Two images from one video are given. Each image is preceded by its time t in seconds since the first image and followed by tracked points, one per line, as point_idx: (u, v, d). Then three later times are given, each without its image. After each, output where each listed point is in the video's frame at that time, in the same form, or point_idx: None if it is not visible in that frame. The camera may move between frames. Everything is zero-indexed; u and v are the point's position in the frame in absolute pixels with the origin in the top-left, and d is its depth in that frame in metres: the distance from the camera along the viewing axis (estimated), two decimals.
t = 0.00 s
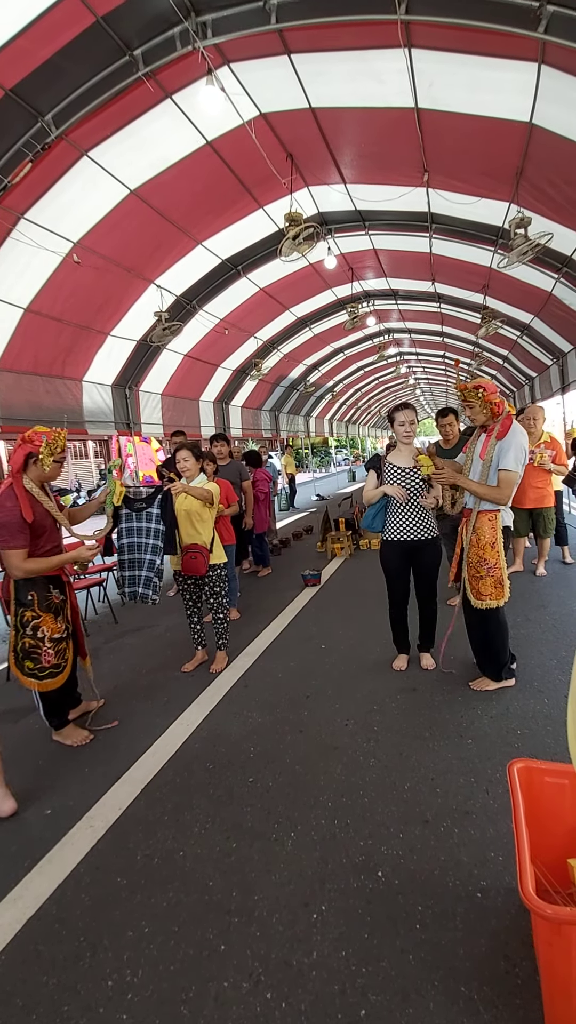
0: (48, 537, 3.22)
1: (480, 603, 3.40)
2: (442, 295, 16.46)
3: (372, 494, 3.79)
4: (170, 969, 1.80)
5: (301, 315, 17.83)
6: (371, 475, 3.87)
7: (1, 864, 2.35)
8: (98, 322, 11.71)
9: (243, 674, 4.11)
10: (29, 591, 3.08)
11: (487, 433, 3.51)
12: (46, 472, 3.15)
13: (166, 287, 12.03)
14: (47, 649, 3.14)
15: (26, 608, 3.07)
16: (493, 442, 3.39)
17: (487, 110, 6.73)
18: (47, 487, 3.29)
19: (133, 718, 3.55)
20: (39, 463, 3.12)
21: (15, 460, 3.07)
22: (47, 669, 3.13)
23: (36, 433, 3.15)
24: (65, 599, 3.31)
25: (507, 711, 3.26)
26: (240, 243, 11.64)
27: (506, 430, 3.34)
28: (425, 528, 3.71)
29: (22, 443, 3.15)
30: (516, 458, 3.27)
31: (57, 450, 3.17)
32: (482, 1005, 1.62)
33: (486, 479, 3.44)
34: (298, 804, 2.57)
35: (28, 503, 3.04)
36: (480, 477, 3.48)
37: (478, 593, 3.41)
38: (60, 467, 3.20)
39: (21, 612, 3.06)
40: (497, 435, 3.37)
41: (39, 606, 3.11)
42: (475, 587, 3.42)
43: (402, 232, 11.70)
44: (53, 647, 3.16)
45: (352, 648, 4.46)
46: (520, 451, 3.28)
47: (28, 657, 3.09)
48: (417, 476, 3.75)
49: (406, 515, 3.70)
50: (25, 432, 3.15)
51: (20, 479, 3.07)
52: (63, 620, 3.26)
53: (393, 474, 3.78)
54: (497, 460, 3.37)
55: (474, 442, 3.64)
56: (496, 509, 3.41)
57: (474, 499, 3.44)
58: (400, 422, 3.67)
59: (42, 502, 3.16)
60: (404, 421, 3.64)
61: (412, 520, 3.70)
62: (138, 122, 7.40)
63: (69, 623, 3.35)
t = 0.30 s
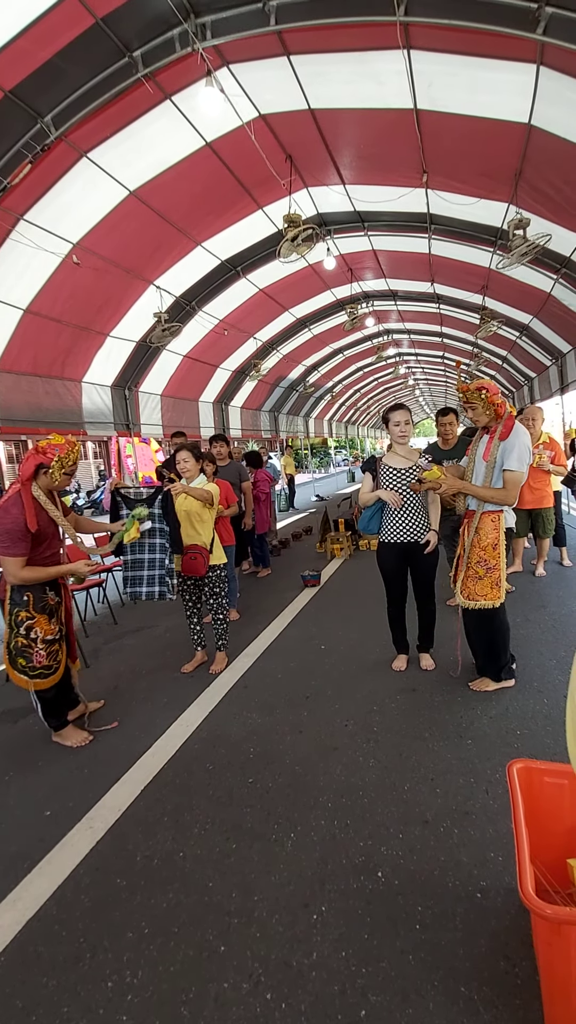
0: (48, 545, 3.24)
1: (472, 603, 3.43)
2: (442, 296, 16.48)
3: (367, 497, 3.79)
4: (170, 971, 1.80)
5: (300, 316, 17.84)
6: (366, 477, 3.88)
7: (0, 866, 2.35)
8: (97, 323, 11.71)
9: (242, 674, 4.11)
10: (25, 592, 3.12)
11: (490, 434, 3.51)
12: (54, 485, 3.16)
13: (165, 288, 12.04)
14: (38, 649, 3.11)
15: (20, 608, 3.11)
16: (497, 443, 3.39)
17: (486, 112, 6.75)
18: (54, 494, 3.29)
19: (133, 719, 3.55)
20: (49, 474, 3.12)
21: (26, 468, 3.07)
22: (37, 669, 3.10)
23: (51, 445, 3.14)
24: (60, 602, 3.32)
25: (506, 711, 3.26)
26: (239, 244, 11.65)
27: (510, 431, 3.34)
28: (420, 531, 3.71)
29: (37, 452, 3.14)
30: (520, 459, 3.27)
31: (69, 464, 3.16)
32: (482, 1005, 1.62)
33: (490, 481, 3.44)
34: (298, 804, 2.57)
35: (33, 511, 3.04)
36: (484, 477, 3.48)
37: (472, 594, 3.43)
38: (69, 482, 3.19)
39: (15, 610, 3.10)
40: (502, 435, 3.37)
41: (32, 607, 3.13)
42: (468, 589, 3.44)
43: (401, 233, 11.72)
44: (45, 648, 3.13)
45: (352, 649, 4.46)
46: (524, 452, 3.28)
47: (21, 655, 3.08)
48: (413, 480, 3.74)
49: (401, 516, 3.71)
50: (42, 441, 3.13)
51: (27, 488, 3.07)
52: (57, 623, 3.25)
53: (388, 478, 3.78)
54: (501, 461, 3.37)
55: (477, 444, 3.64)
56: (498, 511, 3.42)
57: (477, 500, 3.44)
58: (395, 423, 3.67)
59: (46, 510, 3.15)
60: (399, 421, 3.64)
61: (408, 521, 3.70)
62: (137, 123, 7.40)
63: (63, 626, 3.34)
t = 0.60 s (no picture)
0: (50, 545, 3.23)
1: (479, 603, 3.41)
2: (442, 297, 16.50)
3: (366, 496, 3.80)
4: (169, 971, 1.80)
5: (300, 316, 17.85)
6: (366, 477, 3.88)
7: None
8: (97, 324, 11.72)
9: (242, 674, 4.11)
10: (25, 593, 3.10)
11: (489, 436, 3.52)
12: (59, 485, 3.18)
13: (165, 289, 12.05)
14: (37, 650, 3.11)
15: (20, 608, 3.09)
16: (496, 444, 3.40)
17: (485, 113, 6.75)
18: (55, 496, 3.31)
19: (133, 720, 3.55)
20: (56, 475, 3.14)
21: (33, 468, 3.08)
22: (37, 670, 3.10)
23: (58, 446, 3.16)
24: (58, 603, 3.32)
25: (506, 711, 3.27)
26: (239, 245, 11.66)
27: (509, 431, 3.35)
28: (419, 532, 3.71)
29: (43, 452, 3.15)
30: (520, 459, 3.26)
31: (74, 465, 3.18)
32: (481, 1005, 1.62)
33: (491, 482, 3.45)
34: (298, 805, 2.57)
35: (40, 510, 3.05)
36: (484, 480, 3.48)
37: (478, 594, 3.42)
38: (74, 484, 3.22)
39: (16, 611, 3.09)
40: (500, 436, 3.38)
41: (32, 608, 3.12)
42: (474, 589, 3.43)
43: (400, 234, 11.73)
44: (44, 650, 3.13)
45: (351, 650, 4.47)
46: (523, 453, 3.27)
47: (21, 656, 3.09)
48: (411, 481, 3.75)
49: (399, 516, 3.71)
50: (49, 442, 3.15)
51: (33, 488, 3.08)
52: (55, 625, 3.24)
53: (387, 479, 3.78)
54: (501, 462, 3.38)
55: (477, 446, 3.65)
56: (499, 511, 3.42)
57: (477, 502, 3.44)
58: (394, 426, 3.67)
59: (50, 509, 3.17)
60: (398, 422, 3.64)
61: (405, 521, 3.71)
62: (137, 124, 7.41)
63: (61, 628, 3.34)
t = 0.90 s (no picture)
0: (57, 543, 3.25)
1: (476, 603, 3.41)
2: (442, 298, 16.51)
3: (366, 497, 3.81)
4: (168, 973, 1.79)
5: (300, 318, 17.86)
6: (366, 478, 3.89)
7: None
8: (97, 325, 11.73)
9: (242, 675, 4.11)
10: (39, 594, 3.09)
11: (486, 437, 3.52)
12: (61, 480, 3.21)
13: (165, 291, 12.05)
14: (57, 650, 3.12)
15: (37, 611, 3.08)
16: (492, 445, 3.40)
17: (486, 114, 6.75)
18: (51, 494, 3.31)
19: (133, 721, 3.55)
20: (58, 470, 3.17)
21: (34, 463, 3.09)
22: (58, 671, 3.10)
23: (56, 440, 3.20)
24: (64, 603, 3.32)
25: (506, 712, 3.27)
26: (239, 246, 11.67)
27: (504, 432, 3.35)
28: (419, 534, 3.71)
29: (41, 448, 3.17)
30: (515, 459, 3.26)
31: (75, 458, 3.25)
32: (482, 1007, 1.62)
33: (489, 482, 3.46)
34: (298, 806, 2.57)
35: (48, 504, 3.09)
36: (483, 481, 3.48)
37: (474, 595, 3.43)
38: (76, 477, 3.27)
39: (32, 613, 3.06)
40: (496, 437, 3.38)
41: (49, 610, 3.12)
42: (472, 589, 3.43)
43: (401, 235, 11.74)
44: (63, 651, 3.15)
45: (352, 650, 4.47)
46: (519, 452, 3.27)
47: (41, 657, 3.07)
48: (412, 481, 3.75)
49: (399, 516, 3.71)
50: (47, 437, 3.17)
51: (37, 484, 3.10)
52: (68, 624, 3.26)
53: (387, 479, 3.79)
54: (498, 462, 3.38)
55: (475, 447, 3.65)
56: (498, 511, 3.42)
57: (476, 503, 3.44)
58: (395, 427, 3.67)
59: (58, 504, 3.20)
60: (399, 423, 3.64)
61: (405, 521, 3.71)
62: (137, 126, 7.42)
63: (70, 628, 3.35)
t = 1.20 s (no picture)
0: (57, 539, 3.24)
1: (479, 604, 3.40)
2: (442, 299, 16.50)
3: (367, 498, 3.82)
4: (169, 975, 1.79)
5: (300, 318, 17.87)
6: (366, 479, 3.89)
7: None
8: (98, 326, 11.73)
9: (243, 676, 4.11)
10: (42, 593, 3.07)
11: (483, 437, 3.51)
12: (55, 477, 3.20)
13: (165, 291, 12.06)
14: (73, 645, 3.10)
15: (45, 609, 3.05)
16: (490, 445, 3.39)
17: (486, 114, 6.75)
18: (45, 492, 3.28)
19: (133, 721, 3.54)
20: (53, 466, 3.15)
21: (28, 460, 3.07)
22: (76, 668, 3.10)
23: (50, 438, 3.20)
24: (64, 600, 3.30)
25: (506, 712, 3.27)
26: (240, 246, 11.67)
27: (501, 431, 3.35)
28: (420, 535, 3.70)
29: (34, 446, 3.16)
30: (513, 458, 3.26)
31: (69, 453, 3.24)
32: (482, 1008, 1.61)
33: (488, 482, 3.46)
34: (298, 807, 2.56)
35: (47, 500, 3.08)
36: (482, 481, 3.48)
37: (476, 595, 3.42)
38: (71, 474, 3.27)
39: (40, 612, 3.02)
40: (493, 436, 3.38)
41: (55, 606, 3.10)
42: (474, 590, 3.42)
43: (401, 236, 11.75)
44: (79, 644, 3.13)
45: (352, 651, 4.47)
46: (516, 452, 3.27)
47: (57, 656, 3.05)
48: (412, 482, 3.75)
49: (400, 517, 3.70)
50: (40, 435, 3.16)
51: (33, 480, 3.08)
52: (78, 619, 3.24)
53: (388, 480, 3.79)
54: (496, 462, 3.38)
55: (472, 449, 3.64)
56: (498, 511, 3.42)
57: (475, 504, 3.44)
58: (397, 428, 3.66)
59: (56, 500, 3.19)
60: (400, 424, 3.63)
61: (406, 522, 3.70)
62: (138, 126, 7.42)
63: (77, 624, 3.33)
